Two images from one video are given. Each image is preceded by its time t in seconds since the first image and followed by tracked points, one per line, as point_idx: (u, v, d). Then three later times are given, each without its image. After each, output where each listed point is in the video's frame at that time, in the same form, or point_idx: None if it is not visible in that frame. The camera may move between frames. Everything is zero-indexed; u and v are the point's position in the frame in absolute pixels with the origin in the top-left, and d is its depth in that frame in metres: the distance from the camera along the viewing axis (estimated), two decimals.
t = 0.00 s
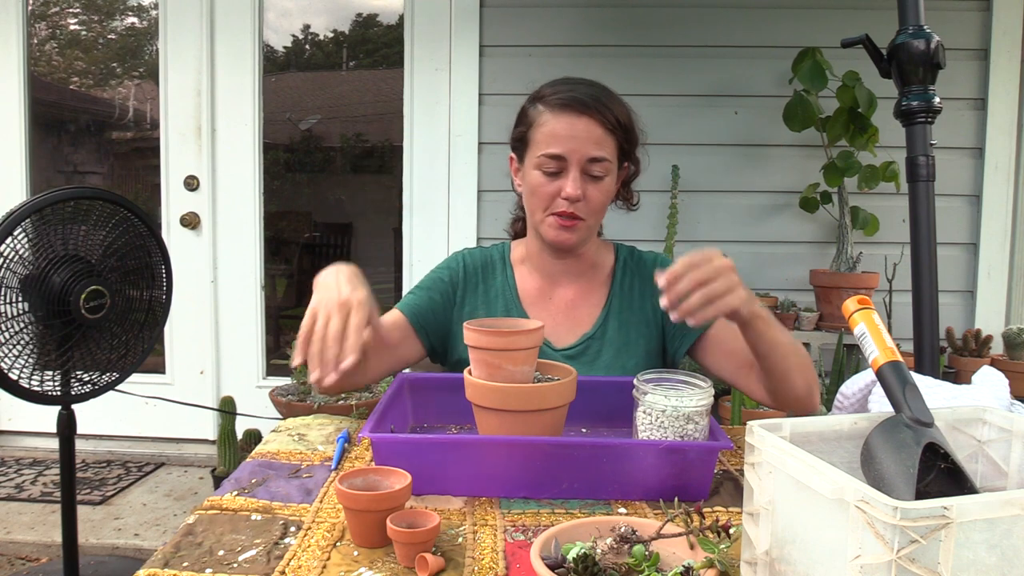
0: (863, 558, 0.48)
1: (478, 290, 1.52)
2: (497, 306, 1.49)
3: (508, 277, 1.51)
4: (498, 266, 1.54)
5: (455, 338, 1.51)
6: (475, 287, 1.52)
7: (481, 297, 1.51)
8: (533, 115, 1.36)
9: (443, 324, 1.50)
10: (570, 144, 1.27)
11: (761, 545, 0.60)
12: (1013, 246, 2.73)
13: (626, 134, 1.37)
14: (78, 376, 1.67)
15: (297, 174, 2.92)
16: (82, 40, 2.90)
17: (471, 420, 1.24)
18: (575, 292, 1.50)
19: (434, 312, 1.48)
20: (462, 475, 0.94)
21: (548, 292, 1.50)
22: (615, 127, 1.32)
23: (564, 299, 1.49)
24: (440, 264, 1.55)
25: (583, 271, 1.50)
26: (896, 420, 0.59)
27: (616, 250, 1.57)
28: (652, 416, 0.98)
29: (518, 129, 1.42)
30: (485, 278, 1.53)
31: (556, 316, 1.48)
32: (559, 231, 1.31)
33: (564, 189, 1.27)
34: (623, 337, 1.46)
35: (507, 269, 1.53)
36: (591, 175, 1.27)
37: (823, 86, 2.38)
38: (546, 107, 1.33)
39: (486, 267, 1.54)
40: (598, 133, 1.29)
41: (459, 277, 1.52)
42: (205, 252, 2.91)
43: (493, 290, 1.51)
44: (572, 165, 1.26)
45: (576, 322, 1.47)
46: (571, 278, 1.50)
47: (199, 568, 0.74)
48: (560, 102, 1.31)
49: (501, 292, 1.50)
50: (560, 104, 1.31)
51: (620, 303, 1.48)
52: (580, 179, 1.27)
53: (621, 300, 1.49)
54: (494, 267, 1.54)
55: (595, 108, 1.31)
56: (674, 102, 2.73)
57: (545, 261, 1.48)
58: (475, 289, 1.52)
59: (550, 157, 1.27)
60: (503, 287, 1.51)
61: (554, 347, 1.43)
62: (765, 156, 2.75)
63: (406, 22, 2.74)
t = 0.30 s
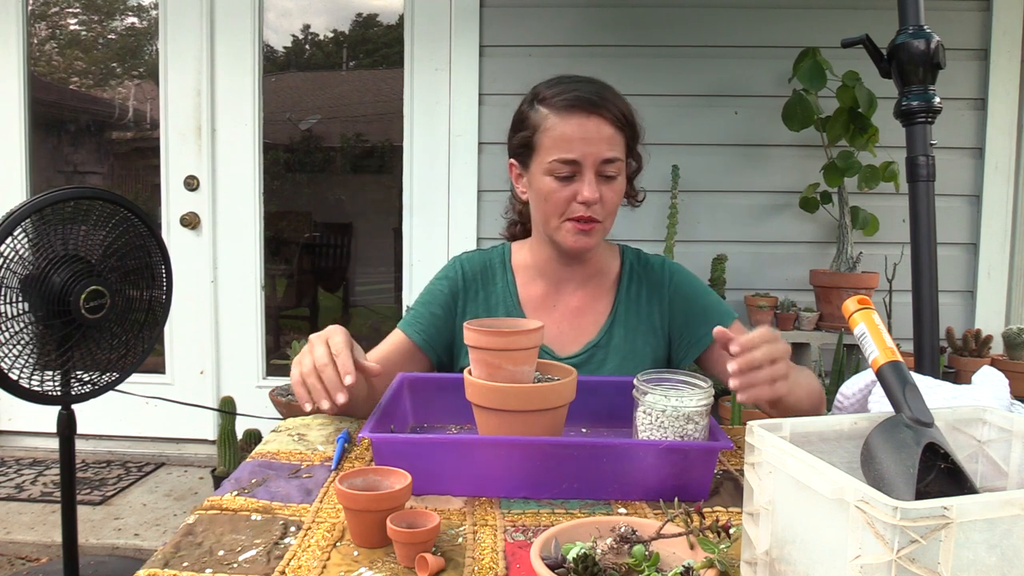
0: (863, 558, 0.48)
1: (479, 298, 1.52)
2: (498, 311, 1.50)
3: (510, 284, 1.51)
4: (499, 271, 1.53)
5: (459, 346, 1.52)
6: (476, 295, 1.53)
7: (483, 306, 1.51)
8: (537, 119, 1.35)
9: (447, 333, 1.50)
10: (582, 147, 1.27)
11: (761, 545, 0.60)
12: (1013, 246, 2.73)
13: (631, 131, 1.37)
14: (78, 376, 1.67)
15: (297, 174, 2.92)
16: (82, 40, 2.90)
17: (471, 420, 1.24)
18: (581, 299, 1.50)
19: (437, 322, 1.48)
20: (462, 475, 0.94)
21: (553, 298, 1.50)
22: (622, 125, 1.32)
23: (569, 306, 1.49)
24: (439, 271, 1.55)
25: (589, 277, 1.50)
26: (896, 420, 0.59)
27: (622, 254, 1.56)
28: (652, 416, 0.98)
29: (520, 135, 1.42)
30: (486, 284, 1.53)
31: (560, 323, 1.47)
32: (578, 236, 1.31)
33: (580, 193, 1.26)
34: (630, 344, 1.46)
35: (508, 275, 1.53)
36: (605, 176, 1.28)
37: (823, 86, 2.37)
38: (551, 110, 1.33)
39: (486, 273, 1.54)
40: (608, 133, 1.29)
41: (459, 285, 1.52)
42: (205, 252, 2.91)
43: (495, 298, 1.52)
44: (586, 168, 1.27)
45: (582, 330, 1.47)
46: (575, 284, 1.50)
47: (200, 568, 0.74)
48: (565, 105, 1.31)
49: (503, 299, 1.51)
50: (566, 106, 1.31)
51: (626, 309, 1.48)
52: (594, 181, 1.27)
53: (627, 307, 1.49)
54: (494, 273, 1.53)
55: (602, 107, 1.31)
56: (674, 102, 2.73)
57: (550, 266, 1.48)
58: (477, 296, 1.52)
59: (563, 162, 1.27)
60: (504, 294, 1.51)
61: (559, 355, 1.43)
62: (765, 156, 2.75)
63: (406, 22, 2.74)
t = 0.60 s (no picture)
0: (863, 558, 0.48)
1: (483, 299, 1.52)
2: (502, 311, 1.50)
3: (513, 285, 1.52)
4: (502, 273, 1.54)
5: (461, 347, 1.52)
6: (479, 296, 1.53)
7: (486, 306, 1.52)
8: (531, 122, 1.35)
9: (450, 334, 1.50)
10: (573, 152, 1.27)
11: (761, 545, 0.60)
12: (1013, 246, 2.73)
13: (630, 130, 1.36)
14: (78, 376, 1.67)
15: (297, 174, 2.92)
16: (82, 40, 2.90)
17: (471, 419, 1.24)
18: (585, 301, 1.50)
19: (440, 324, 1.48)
20: (462, 475, 0.94)
21: (556, 300, 1.50)
22: (616, 126, 1.31)
23: (573, 308, 1.49)
24: (441, 273, 1.55)
25: (592, 279, 1.50)
26: (896, 420, 0.59)
27: (626, 255, 1.57)
28: (652, 416, 0.98)
29: (517, 138, 1.42)
30: (489, 285, 1.54)
31: (565, 325, 1.47)
32: (573, 241, 1.31)
33: (572, 200, 1.27)
34: (635, 346, 1.46)
35: (511, 276, 1.53)
36: (597, 181, 1.28)
37: (823, 86, 2.37)
38: (543, 114, 1.32)
39: (489, 274, 1.54)
40: (601, 136, 1.28)
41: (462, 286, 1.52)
42: (206, 252, 2.91)
43: (497, 299, 1.52)
44: (578, 174, 1.27)
45: (586, 331, 1.47)
46: (581, 286, 1.50)
47: (199, 568, 0.74)
48: (558, 109, 1.31)
49: (506, 300, 1.51)
50: (558, 110, 1.31)
51: (631, 311, 1.49)
52: (587, 186, 1.27)
53: (632, 309, 1.49)
54: (497, 274, 1.54)
55: (595, 109, 1.30)
56: (674, 103, 2.73)
57: (554, 268, 1.49)
58: (480, 297, 1.52)
59: (554, 168, 1.28)
60: (507, 296, 1.51)
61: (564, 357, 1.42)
62: (765, 156, 2.75)
63: (406, 22, 2.73)
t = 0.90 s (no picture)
0: (863, 558, 0.48)
1: (483, 297, 1.52)
2: (501, 310, 1.50)
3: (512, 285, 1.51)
4: (503, 271, 1.54)
5: (460, 345, 1.52)
6: (479, 293, 1.53)
7: (486, 305, 1.52)
8: (522, 123, 1.36)
9: (449, 331, 1.50)
10: (561, 152, 1.27)
11: (761, 545, 0.60)
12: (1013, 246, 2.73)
13: (621, 128, 1.35)
14: (78, 376, 1.67)
15: (297, 174, 2.92)
16: (82, 40, 2.90)
17: (471, 420, 1.24)
18: (584, 300, 1.50)
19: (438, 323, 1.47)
20: (462, 475, 0.94)
21: (555, 299, 1.50)
22: (606, 125, 1.31)
23: (572, 307, 1.49)
24: (441, 271, 1.54)
25: (590, 279, 1.50)
26: (896, 420, 0.59)
27: (626, 254, 1.56)
28: (652, 416, 0.98)
29: (512, 139, 1.43)
30: (489, 284, 1.53)
31: (564, 324, 1.47)
32: (564, 240, 1.32)
33: (561, 199, 1.27)
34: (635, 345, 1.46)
35: (511, 274, 1.53)
36: (586, 180, 1.27)
37: (823, 86, 2.37)
38: (533, 114, 1.33)
39: (489, 272, 1.54)
40: (589, 136, 1.28)
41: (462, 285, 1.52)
42: (206, 252, 2.91)
43: (496, 297, 1.52)
44: (566, 173, 1.27)
45: (586, 331, 1.47)
46: (580, 286, 1.50)
47: (200, 568, 0.74)
48: (547, 109, 1.31)
49: (505, 299, 1.51)
50: (547, 110, 1.31)
51: (631, 310, 1.48)
52: (576, 185, 1.27)
53: (632, 307, 1.49)
54: (497, 273, 1.54)
55: (583, 109, 1.30)
56: (674, 103, 2.73)
57: (553, 267, 1.48)
58: (479, 296, 1.52)
59: (543, 168, 1.28)
60: (507, 295, 1.51)
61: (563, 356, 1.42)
62: (765, 156, 2.75)
63: (406, 22, 2.73)
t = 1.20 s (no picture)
0: (863, 558, 0.48)
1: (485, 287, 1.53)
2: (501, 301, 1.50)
3: (512, 277, 1.51)
4: (505, 263, 1.54)
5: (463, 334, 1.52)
6: (482, 284, 1.53)
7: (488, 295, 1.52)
8: (517, 120, 1.36)
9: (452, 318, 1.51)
10: (553, 147, 1.27)
11: (761, 545, 0.60)
12: (1012, 246, 2.74)
13: (613, 126, 1.36)
14: (78, 376, 1.67)
15: (297, 174, 2.92)
16: (82, 40, 2.90)
17: (471, 419, 1.24)
18: (580, 293, 1.50)
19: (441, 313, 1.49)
20: (463, 475, 0.94)
21: (553, 292, 1.50)
22: (598, 123, 1.31)
23: (570, 300, 1.49)
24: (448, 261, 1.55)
25: (586, 272, 1.50)
26: (896, 420, 0.59)
27: (623, 249, 1.56)
28: (652, 416, 0.98)
29: (508, 136, 1.43)
30: (493, 276, 1.54)
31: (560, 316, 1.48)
32: (556, 233, 1.32)
33: (552, 192, 1.27)
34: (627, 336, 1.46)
35: (513, 266, 1.53)
36: (578, 175, 1.28)
37: (823, 86, 2.37)
38: (526, 111, 1.33)
39: (494, 264, 1.55)
40: (581, 132, 1.28)
41: (467, 275, 1.53)
42: (205, 252, 2.91)
43: (498, 288, 1.52)
44: (558, 168, 1.27)
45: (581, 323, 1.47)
46: (576, 278, 1.50)
47: (199, 568, 0.74)
48: (540, 106, 1.31)
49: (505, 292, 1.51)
50: (540, 107, 1.31)
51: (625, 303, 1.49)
52: (568, 180, 1.27)
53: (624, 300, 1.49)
54: (500, 265, 1.54)
55: (575, 106, 1.30)
56: (674, 102, 2.74)
57: (548, 260, 1.48)
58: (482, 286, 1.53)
59: (535, 163, 1.28)
60: (507, 286, 1.51)
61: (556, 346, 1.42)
62: (765, 156, 2.75)
63: (406, 22, 2.73)
